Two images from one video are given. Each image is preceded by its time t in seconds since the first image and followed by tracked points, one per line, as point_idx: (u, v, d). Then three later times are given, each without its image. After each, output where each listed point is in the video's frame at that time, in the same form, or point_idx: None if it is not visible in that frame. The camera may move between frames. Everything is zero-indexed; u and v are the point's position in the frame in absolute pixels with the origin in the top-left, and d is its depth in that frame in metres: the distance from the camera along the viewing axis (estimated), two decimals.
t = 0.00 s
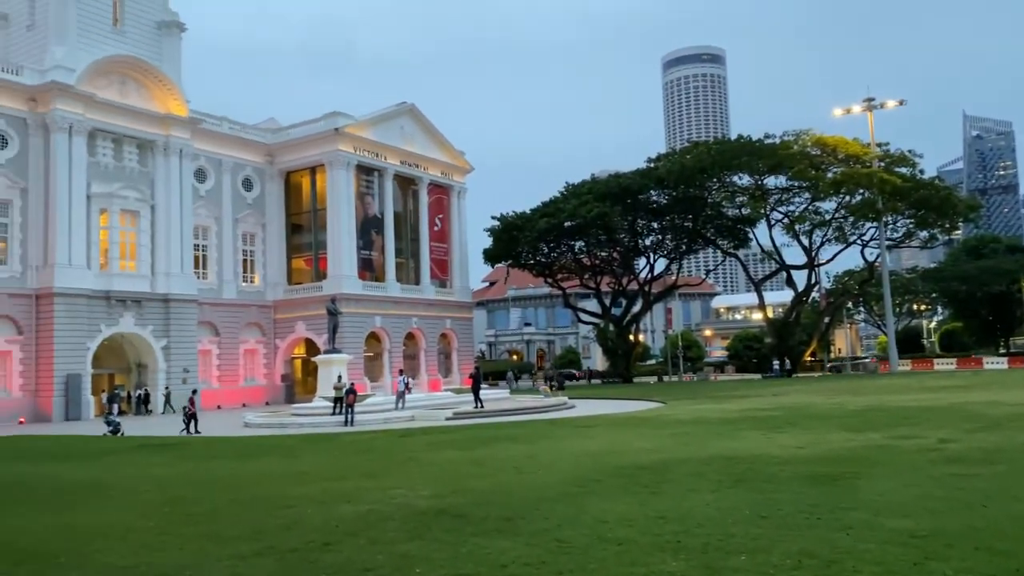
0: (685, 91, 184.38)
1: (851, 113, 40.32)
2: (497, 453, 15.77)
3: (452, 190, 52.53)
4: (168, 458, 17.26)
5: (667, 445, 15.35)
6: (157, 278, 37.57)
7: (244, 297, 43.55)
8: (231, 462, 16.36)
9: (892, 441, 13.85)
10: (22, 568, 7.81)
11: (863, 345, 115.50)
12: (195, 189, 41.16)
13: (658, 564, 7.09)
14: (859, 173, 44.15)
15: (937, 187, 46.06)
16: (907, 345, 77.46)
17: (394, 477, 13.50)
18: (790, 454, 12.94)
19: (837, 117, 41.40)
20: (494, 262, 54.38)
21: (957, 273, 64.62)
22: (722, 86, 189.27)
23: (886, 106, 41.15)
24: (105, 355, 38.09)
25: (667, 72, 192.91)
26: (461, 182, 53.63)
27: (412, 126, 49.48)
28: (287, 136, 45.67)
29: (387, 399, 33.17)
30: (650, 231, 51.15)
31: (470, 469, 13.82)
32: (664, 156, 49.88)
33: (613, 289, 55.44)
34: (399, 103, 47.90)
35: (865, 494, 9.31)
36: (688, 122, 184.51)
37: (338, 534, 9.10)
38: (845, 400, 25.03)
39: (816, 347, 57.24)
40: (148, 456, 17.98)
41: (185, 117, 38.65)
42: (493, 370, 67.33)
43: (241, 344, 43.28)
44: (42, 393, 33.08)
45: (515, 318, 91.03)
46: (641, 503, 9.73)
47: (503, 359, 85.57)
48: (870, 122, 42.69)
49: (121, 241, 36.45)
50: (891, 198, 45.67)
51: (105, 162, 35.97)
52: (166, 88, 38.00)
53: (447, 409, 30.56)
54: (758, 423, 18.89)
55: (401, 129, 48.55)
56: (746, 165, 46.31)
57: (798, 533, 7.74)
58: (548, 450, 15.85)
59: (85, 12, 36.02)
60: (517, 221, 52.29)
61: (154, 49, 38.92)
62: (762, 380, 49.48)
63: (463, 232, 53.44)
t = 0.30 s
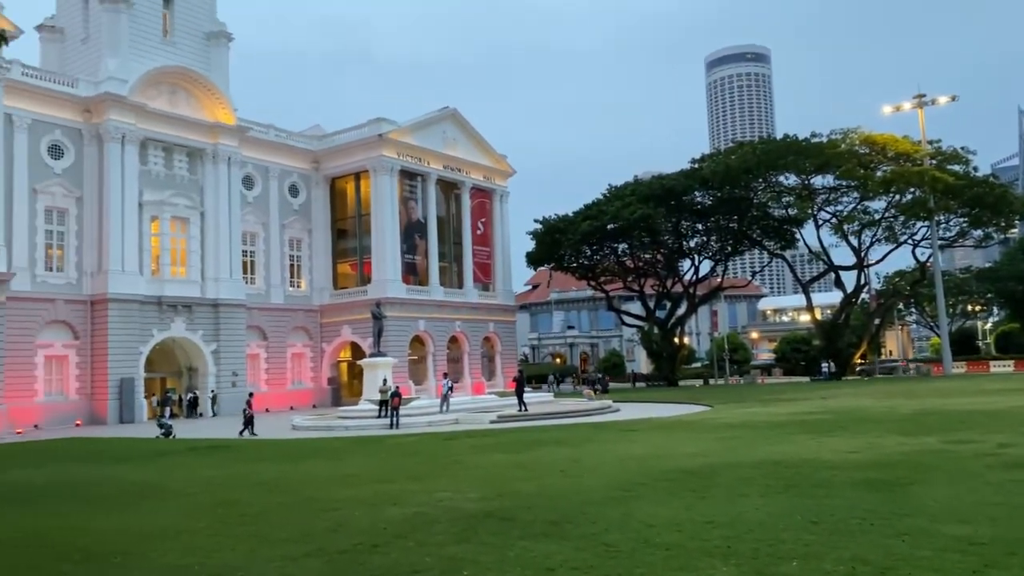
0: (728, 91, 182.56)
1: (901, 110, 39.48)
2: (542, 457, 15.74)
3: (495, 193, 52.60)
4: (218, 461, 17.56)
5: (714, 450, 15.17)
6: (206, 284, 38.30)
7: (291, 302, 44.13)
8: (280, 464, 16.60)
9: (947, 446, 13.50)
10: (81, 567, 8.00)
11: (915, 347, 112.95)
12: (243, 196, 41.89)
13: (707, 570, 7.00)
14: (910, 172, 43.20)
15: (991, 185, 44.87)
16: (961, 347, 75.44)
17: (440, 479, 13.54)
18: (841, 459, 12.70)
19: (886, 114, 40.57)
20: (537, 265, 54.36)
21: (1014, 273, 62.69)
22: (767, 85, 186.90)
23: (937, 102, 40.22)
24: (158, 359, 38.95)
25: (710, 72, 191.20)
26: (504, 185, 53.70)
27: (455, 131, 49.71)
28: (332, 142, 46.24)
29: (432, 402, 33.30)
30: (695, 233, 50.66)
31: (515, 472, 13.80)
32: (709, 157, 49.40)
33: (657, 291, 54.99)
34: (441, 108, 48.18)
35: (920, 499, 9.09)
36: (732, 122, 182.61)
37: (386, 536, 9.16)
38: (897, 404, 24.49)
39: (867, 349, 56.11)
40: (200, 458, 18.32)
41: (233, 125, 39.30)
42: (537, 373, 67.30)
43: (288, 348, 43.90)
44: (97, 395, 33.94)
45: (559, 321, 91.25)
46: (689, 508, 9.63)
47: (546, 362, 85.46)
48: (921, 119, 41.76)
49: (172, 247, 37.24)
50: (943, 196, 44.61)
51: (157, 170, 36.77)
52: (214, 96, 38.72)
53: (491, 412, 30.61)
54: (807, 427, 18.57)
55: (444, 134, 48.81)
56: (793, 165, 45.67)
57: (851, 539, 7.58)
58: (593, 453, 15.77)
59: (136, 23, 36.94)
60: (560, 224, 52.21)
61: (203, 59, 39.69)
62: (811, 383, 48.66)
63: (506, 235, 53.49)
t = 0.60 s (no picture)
0: (773, 90, 180.20)
1: (953, 106, 38.55)
2: (588, 460, 15.69)
3: (537, 196, 52.55)
4: (267, 462, 17.83)
5: (763, 453, 14.96)
6: (255, 288, 38.96)
7: (337, 305, 44.63)
8: (327, 466, 16.80)
9: (1006, 450, 13.11)
10: (136, 566, 8.19)
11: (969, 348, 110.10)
12: (290, 202, 42.53)
13: None
14: (963, 169, 42.18)
15: None
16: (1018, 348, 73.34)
17: (485, 482, 13.56)
18: (894, 463, 12.43)
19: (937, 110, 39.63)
20: (579, 267, 54.20)
21: None
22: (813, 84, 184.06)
23: (990, 97, 39.19)
24: (208, 362, 39.73)
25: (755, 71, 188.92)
26: (546, 188, 53.64)
27: (497, 134, 49.83)
28: (376, 148, 46.69)
29: (476, 405, 33.39)
30: (740, 233, 50.05)
31: (561, 475, 13.76)
32: (754, 157, 48.80)
33: (702, 293, 54.41)
34: (483, 112, 48.33)
35: (978, 505, 8.86)
36: (777, 121, 180.18)
37: (433, 538, 9.21)
38: (952, 407, 23.90)
39: (919, 351, 54.84)
40: (250, 459, 18.64)
41: (279, 132, 39.88)
42: (580, 376, 67.08)
43: (334, 351, 44.40)
44: (150, 398, 34.71)
45: (602, 324, 90.99)
46: (738, 512, 9.51)
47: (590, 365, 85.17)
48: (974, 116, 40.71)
49: (221, 253, 37.95)
50: (998, 194, 43.46)
51: (206, 177, 37.49)
52: (262, 104, 39.36)
53: (535, 415, 30.58)
54: (859, 430, 18.20)
55: (486, 137, 48.95)
56: (841, 163, 44.95)
57: (906, 545, 7.42)
58: (639, 457, 15.66)
59: (186, 33, 37.76)
60: (603, 226, 51.99)
61: (249, 68, 40.38)
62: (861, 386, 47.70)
63: (548, 238, 53.42)
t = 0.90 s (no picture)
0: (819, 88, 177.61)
1: (1008, 103, 37.50)
2: (633, 464, 15.59)
3: (579, 199, 52.34)
4: (313, 464, 18.02)
5: (811, 458, 14.72)
6: (301, 292, 39.48)
7: (381, 308, 45.01)
8: (373, 468, 16.93)
9: None
10: (189, 565, 8.34)
11: None
12: (335, 207, 43.04)
13: None
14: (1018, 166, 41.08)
15: None
16: None
17: (530, 485, 13.55)
18: (948, 469, 12.14)
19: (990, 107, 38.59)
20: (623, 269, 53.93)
21: None
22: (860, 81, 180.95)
23: None
24: (256, 365, 40.38)
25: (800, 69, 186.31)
26: (588, 191, 53.44)
27: (538, 137, 49.82)
28: (418, 152, 47.02)
29: (519, 408, 33.39)
30: (787, 234, 49.31)
31: (606, 479, 13.68)
32: (801, 156, 48.13)
33: (748, 294, 53.70)
34: (525, 114, 48.35)
35: None
36: (823, 120, 177.47)
37: (479, 540, 9.23)
38: (1008, 411, 23.24)
39: (973, 354, 53.48)
40: (297, 461, 18.87)
41: (324, 138, 40.33)
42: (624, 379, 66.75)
43: (379, 354, 44.80)
44: (200, 401, 35.37)
45: (645, 326, 90.43)
46: (788, 517, 9.37)
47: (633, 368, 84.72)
48: None
49: (268, 257, 38.55)
50: None
51: (253, 184, 38.11)
52: (306, 110, 39.89)
53: (579, 418, 30.47)
54: (911, 435, 17.80)
55: (527, 140, 48.98)
56: (890, 162, 44.18)
57: (962, 553, 7.24)
58: (684, 461, 15.51)
59: (233, 42, 38.45)
60: (646, 228, 51.62)
61: (295, 75, 40.93)
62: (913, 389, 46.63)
63: (591, 240, 53.23)
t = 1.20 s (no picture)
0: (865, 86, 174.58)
1: None
2: (677, 467, 15.45)
3: (620, 200, 52.05)
4: (357, 465, 18.18)
5: (860, 462, 14.45)
6: (345, 295, 39.91)
7: (423, 311, 45.29)
8: (415, 469, 17.03)
9: None
10: (238, 564, 8.45)
11: None
12: (377, 211, 43.45)
13: None
14: None
15: None
16: None
17: (573, 488, 13.51)
18: (1003, 474, 11.84)
19: None
20: (665, 271, 53.53)
21: None
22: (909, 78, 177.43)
23: None
24: (301, 367, 40.91)
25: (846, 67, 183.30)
26: (630, 192, 53.13)
27: (579, 139, 49.71)
28: (460, 155, 47.23)
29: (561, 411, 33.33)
30: (833, 235, 48.49)
31: (650, 482, 13.58)
32: (848, 155, 47.39)
33: (793, 296, 52.88)
34: (565, 116, 48.29)
35: None
36: (870, 118, 174.37)
37: (522, 543, 9.22)
38: None
39: None
40: (340, 462, 19.05)
41: (367, 143, 40.73)
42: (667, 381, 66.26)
43: (421, 356, 45.08)
44: (246, 402, 35.95)
45: (689, 329, 89.56)
46: (837, 522, 9.22)
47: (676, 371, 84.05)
48: None
49: (313, 261, 39.03)
50: None
51: (298, 189, 38.62)
52: (349, 115, 40.34)
53: (621, 421, 30.30)
54: (964, 439, 17.38)
55: (568, 142, 48.92)
56: (940, 160, 43.28)
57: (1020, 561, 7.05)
58: (729, 465, 15.34)
59: (278, 49, 39.06)
60: (689, 229, 51.18)
61: (338, 81, 41.40)
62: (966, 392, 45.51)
63: (633, 242, 52.93)
